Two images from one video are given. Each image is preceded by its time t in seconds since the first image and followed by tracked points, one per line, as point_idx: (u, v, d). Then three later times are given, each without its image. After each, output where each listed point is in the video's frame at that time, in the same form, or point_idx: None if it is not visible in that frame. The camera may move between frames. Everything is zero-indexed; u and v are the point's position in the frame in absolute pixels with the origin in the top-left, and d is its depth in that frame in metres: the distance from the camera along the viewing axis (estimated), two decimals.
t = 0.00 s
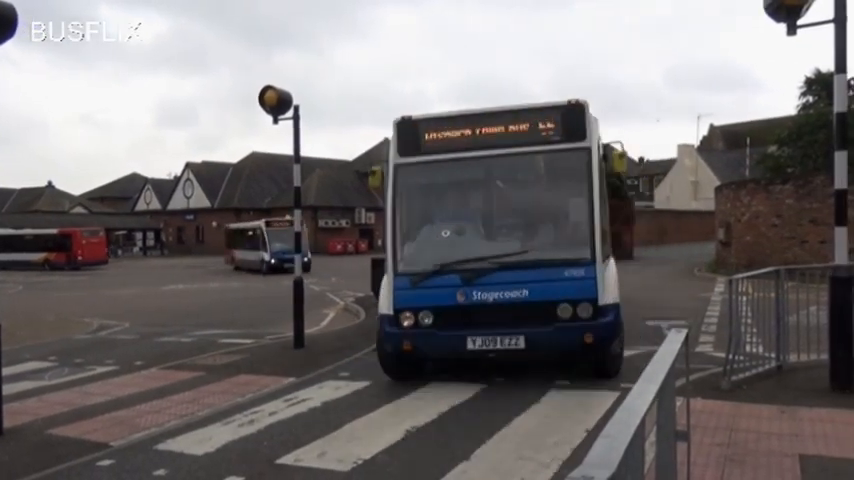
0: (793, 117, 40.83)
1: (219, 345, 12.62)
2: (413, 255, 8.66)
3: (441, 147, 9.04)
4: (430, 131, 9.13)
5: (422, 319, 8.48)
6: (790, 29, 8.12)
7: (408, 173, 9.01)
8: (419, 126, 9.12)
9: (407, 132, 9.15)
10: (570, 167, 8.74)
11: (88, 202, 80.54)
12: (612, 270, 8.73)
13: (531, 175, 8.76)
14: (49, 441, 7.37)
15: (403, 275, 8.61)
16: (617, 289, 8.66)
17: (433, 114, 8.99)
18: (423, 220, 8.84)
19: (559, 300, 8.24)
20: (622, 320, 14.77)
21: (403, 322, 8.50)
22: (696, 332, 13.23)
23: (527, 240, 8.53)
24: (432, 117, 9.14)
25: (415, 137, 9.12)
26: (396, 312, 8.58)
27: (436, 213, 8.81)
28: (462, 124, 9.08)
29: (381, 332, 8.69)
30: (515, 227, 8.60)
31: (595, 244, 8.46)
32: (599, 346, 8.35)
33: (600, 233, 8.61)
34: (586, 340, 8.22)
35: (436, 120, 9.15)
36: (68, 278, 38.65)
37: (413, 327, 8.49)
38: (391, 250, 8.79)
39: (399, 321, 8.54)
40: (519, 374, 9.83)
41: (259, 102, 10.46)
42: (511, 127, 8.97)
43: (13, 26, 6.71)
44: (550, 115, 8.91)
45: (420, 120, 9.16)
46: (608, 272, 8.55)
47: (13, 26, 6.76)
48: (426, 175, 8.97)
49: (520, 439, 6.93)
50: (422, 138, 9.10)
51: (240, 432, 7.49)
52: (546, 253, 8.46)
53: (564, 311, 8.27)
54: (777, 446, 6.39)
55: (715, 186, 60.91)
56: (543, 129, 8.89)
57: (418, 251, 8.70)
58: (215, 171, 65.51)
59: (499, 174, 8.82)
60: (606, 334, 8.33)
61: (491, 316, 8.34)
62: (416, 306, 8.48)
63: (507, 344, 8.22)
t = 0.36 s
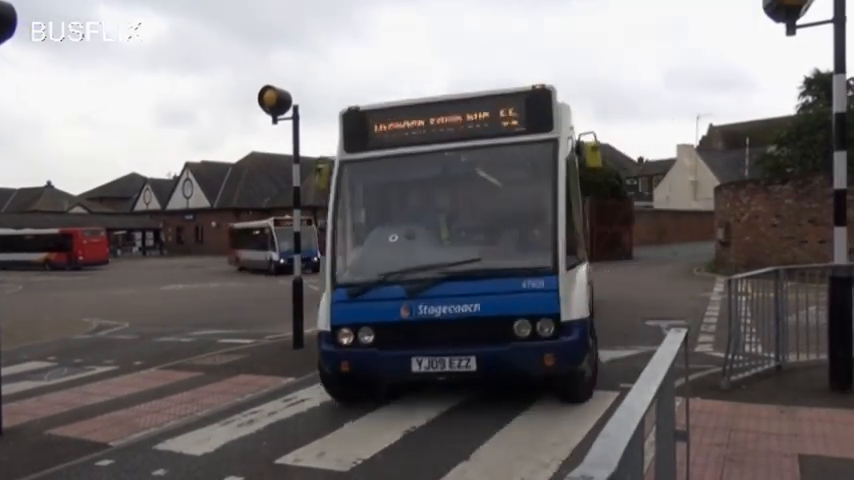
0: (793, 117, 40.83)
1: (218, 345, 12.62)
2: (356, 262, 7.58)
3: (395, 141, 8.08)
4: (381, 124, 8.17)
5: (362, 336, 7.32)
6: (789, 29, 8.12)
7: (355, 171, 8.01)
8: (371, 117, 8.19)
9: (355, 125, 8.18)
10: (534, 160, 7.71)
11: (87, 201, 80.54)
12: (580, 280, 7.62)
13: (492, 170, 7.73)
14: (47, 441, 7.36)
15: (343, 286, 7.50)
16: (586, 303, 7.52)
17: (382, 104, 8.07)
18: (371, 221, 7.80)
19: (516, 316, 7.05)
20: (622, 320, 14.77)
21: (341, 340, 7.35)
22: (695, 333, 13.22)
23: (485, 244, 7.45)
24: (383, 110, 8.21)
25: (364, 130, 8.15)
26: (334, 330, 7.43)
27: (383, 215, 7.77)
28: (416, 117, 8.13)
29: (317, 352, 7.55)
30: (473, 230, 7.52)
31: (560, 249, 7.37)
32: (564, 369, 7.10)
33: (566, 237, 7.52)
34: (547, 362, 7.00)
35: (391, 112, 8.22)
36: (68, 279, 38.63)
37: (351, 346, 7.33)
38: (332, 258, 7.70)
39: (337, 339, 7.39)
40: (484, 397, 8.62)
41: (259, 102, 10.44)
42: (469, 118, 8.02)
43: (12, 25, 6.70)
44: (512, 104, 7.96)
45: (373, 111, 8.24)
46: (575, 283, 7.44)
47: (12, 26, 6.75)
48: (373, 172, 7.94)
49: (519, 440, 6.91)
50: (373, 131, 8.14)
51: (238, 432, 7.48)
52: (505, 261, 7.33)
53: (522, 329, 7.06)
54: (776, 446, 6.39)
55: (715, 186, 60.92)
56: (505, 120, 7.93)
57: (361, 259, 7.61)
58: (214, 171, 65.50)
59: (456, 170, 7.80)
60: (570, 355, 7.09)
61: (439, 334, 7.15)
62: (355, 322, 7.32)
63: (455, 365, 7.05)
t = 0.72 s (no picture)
0: (793, 117, 40.83)
1: (219, 345, 12.63)
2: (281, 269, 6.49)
3: (331, 128, 7.01)
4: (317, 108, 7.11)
5: (277, 357, 6.25)
6: (790, 29, 8.12)
7: (286, 162, 6.98)
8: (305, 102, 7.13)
9: (287, 109, 7.15)
10: (486, 149, 6.52)
11: (88, 201, 80.61)
12: (539, 292, 6.42)
13: (438, 162, 6.57)
14: (47, 441, 7.36)
15: (259, 296, 6.41)
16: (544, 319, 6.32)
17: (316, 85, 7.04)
18: (301, 223, 6.74)
19: (455, 337, 5.88)
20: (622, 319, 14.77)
21: (254, 361, 6.29)
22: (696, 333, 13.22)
23: (428, 247, 6.28)
24: (320, 92, 7.14)
25: (298, 115, 7.11)
26: (247, 349, 6.35)
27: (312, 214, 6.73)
28: (355, 100, 7.03)
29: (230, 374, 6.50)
30: (415, 233, 6.37)
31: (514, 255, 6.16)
32: (510, 400, 5.90)
33: (520, 240, 6.29)
34: (490, 393, 5.84)
35: (328, 95, 7.12)
36: (70, 278, 38.66)
37: (265, 368, 6.26)
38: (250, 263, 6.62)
39: (250, 360, 6.33)
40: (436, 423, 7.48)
41: (259, 102, 10.46)
42: (415, 100, 6.88)
43: (12, 26, 6.71)
44: (465, 82, 6.76)
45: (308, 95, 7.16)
46: (530, 296, 6.25)
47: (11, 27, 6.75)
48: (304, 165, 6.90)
49: (518, 439, 6.89)
50: (306, 117, 7.09)
51: (239, 432, 7.48)
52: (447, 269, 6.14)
53: (461, 351, 5.89)
54: (777, 445, 6.39)
55: (715, 186, 60.93)
56: (456, 101, 6.75)
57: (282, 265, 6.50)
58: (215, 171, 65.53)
59: (397, 161, 6.68)
60: (519, 385, 5.88)
61: (365, 356, 6.03)
62: (270, 340, 6.25)
63: (381, 393, 5.93)
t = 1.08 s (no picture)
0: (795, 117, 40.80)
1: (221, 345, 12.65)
2: (162, 282, 5.18)
3: (235, 108, 5.68)
4: (219, 86, 5.77)
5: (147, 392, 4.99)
6: (792, 29, 8.12)
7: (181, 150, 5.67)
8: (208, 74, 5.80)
9: (185, 86, 5.83)
10: (413, 132, 5.12)
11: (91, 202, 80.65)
12: (473, 314, 5.07)
13: (353, 150, 5.20)
14: (50, 442, 7.36)
15: (127, 316, 5.11)
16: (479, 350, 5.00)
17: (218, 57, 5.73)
18: (192, 225, 5.43)
19: (356, 374, 4.54)
20: (623, 319, 14.82)
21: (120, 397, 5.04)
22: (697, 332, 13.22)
23: (339, 257, 4.92)
24: (223, 66, 5.78)
25: (197, 94, 5.80)
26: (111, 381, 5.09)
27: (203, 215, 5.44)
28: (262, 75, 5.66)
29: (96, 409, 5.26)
30: (323, 239, 5.01)
31: (438, 269, 4.80)
32: (423, 455, 4.54)
33: (448, 250, 4.93)
34: (397, 447, 4.51)
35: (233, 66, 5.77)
36: (73, 278, 38.67)
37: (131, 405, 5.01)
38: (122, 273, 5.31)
39: (116, 395, 5.07)
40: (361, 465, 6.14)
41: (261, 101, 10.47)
42: (332, 74, 5.48)
43: (14, 26, 6.71)
44: (393, 49, 5.35)
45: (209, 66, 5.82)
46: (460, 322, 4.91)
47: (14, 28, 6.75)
48: (200, 155, 5.59)
49: (521, 439, 6.89)
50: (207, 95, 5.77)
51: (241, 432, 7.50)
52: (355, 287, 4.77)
53: (363, 393, 4.55)
54: (780, 445, 6.38)
55: (717, 185, 60.97)
56: (380, 74, 5.37)
57: (161, 277, 5.20)
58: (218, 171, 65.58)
59: (306, 148, 5.30)
60: (434, 436, 4.52)
61: (250, 395, 4.76)
62: (138, 371, 4.98)
63: (261, 442, 4.66)
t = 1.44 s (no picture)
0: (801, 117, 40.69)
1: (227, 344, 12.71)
2: None
3: (72, 79, 4.02)
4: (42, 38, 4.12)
5: None
6: (799, 29, 8.10)
7: None
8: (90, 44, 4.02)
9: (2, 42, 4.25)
10: (279, 106, 3.60)
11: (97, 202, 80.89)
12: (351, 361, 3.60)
13: (198, 127, 3.65)
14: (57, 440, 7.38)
15: None
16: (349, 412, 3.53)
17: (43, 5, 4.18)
18: None
19: (162, 447, 3.16)
20: (627, 319, 14.83)
21: None
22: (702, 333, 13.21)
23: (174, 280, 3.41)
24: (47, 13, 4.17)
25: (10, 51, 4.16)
26: None
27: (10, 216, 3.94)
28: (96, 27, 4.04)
29: None
30: (166, 259, 3.48)
31: (282, 303, 3.30)
32: None
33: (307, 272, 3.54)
34: None
35: (118, 39, 3.97)
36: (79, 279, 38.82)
37: None
38: None
39: None
40: None
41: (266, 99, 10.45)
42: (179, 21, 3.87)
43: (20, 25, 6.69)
44: None
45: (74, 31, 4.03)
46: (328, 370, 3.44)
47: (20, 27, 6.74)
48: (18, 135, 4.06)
49: (524, 440, 6.88)
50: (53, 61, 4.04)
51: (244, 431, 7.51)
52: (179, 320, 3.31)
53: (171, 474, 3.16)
54: (785, 446, 6.37)
55: (722, 185, 60.81)
56: (248, 35, 3.79)
57: None
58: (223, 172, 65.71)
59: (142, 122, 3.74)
60: None
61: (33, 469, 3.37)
62: None
63: None
